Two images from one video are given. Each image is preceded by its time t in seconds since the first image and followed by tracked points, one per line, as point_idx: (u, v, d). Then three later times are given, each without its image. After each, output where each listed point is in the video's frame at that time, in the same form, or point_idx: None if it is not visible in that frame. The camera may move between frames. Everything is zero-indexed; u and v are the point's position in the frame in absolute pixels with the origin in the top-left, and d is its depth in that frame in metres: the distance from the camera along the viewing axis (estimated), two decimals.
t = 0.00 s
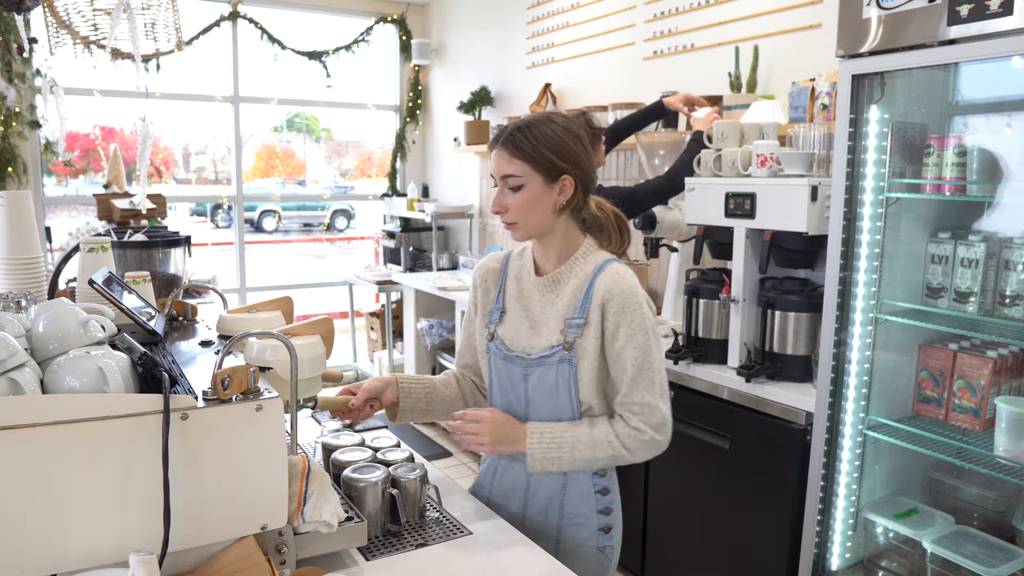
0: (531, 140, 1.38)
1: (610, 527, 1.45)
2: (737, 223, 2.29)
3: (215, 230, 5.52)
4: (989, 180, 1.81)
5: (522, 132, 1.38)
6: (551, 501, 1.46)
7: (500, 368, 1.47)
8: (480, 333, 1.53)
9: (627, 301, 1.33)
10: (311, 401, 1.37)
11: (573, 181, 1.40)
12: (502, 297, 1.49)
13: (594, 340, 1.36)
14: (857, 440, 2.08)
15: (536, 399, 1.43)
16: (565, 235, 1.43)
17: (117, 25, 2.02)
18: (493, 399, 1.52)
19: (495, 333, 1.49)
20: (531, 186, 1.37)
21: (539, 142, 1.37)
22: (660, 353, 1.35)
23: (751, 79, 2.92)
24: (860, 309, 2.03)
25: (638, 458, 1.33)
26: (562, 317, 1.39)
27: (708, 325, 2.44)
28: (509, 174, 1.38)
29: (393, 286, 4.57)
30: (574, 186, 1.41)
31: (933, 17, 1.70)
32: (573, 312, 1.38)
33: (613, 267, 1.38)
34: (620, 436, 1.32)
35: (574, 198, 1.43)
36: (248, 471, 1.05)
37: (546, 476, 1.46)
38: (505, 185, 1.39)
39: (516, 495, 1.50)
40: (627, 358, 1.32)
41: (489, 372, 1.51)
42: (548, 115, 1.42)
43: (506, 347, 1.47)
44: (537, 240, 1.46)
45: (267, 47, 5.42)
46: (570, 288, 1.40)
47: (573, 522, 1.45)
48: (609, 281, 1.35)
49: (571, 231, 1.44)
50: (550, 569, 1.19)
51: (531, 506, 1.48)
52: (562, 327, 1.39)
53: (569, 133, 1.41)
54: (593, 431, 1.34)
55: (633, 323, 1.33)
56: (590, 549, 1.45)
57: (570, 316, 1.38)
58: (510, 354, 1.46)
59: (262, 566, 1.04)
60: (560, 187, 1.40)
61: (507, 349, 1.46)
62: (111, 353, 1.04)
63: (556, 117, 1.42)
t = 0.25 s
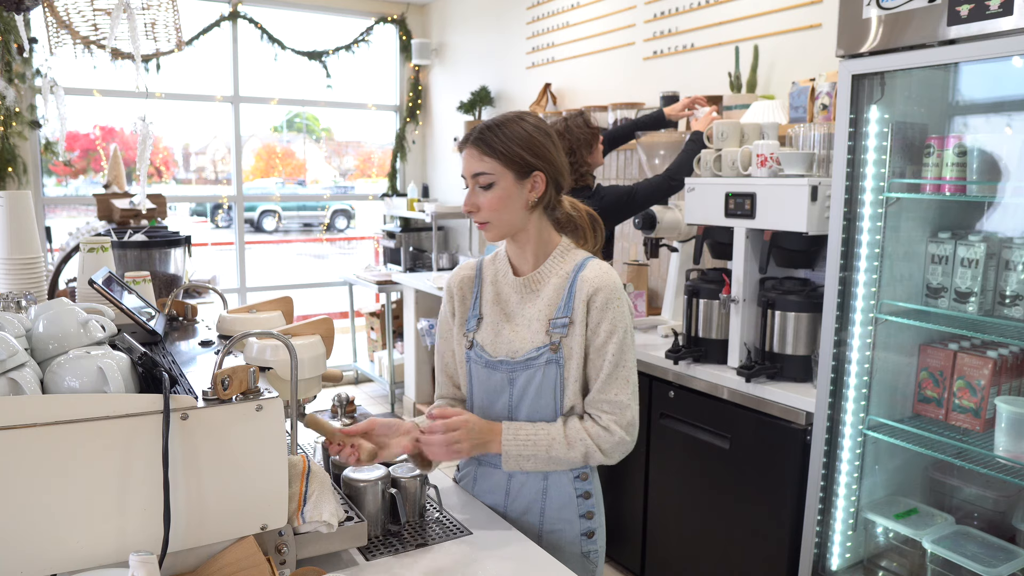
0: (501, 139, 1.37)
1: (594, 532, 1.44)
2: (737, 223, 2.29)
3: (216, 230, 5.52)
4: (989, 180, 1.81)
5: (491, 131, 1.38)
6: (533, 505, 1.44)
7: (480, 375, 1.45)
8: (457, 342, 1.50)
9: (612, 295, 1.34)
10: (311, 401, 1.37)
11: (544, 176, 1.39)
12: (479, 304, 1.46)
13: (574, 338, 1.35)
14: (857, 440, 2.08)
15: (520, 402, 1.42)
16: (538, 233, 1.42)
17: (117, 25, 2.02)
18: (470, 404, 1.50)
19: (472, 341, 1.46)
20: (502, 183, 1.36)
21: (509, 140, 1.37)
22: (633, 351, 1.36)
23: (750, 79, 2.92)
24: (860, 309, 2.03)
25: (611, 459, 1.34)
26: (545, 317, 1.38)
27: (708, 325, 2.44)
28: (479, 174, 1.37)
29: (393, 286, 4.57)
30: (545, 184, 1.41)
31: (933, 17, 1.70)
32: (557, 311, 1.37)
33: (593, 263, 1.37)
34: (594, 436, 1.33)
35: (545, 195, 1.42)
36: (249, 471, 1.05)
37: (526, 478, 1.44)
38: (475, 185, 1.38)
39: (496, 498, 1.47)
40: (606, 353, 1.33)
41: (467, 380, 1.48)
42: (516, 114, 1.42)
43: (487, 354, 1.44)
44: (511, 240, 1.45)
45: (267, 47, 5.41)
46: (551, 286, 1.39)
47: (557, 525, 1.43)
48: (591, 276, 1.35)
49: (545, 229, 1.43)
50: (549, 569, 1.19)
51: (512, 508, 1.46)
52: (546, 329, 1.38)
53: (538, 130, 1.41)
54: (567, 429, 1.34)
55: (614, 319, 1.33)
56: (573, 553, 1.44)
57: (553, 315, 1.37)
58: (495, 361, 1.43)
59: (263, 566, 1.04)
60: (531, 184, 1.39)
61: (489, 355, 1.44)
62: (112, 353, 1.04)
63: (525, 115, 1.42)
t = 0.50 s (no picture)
0: (475, 147, 1.35)
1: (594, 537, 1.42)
2: (737, 223, 2.29)
3: (216, 230, 5.52)
4: (989, 180, 1.81)
5: (466, 140, 1.36)
6: (533, 507, 1.43)
7: (483, 378, 1.45)
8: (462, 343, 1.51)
9: (611, 296, 1.33)
10: (312, 401, 1.37)
11: (524, 181, 1.37)
12: (480, 307, 1.47)
13: (575, 339, 1.35)
14: (857, 440, 2.08)
15: (523, 402, 1.41)
16: (526, 236, 1.41)
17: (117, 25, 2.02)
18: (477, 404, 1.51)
19: (474, 344, 1.46)
20: (481, 191, 1.35)
21: (485, 148, 1.34)
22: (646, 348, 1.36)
23: (751, 79, 2.93)
24: (859, 309, 2.03)
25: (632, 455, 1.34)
26: (545, 319, 1.38)
27: (708, 325, 2.44)
28: (458, 183, 1.36)
29: (393, 286, 4.57)
30: (527, 187, 1.38)
31: (933, 17, 1.70)
32: (556, 313, 1.36)
33: (590, 265, 1.37)
34: (615, 433, 1.32)
35: (528, 199, 1.39)
36: (248, 470, 1.05)
37: (527, 479, 1.43)
38: (456, 194, 1.36)
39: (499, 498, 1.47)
40: (616, 353, 1.33)
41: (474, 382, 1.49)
42: (493, 120, 1.39)
43: (488, 357, 1.45)
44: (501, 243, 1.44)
45: (267, 47, 5.41)
46: (549, 288, 1.38)
47: (557, 529, 1.42)
48: (589, 277, 1.35)
49: (533, 231, 1.42)
50: (549, 569, 1.19)
51: (514, 508, 1.45)
52: (545, 332, 1.37)
53: (514, 134, 1.38)
54: (581, 430, 1.34)
55: (618, 317, 1.33)
56: (572, 558, 1.42)
57: (552, 317, 1.37)
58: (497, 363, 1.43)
59: (263, 566, 1.04)
60: (511, 189, 1.36)
61: (490, 358, 1.44)
62: (111, 353, 1.04)
63: (501, 120, 1.38)
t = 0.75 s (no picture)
0: (445, 156, 1.33)
1: (566, 533, 1.42)
2: (737, 223, 2.29)
3: (216, 230, 5.52)
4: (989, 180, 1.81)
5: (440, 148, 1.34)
6: (513, 497, 1.45)
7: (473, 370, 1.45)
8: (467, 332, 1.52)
9: (561, 301, 1.26)
10: (311, 401, 1.38)
11: (489, 189, 1.31)
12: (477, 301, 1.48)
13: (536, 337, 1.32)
14: (857, 440, 2.08)
15: (491, 397, 1.41)
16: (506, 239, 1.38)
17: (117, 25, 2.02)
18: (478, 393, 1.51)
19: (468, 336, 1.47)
20: (451, 198, 1.34)
21: (450, 157, 1.32)
22: (610, 352, 1.26)
23: (751, 79, 2.93)
24: (860, 309, 2.03)
25: (599, 459, 1.27)
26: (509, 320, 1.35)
27: (708, 325, 2.44)
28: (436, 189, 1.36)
29: (393, 286, 4.57)
30: (495, 194, 1.32)
31: (933, 17, 1.70)
32: (519, 316, 1.33)
33: (551, 272, 1.29)
34: (577, 437, 1.27)
35: (500, 205, 1.34)
36: (248, 469, 1.05)
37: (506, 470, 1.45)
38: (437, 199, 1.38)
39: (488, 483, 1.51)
40: (570, 360, 1.25)
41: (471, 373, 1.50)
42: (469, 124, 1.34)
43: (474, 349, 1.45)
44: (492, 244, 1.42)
45: (267, 47, 5.41)
46: (519, 291, 1.34)
47: (531, 522, 1.43)
48: (545, 283, 1.28)
49: (513, 235, 1.37)
50: (549, 569, 1.19)
51: (496, 495, 1.49)
52: (509, 332, 1.36)
53: (482, 139, 1.32)
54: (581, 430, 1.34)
55: (571, 321, 1.25)
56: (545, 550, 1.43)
57: (516, 319, 1.34)
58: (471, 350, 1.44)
59: (263, 566, 1.04)
60: (477, 199, 1.32)
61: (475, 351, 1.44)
62: (111, 353, 1.04)
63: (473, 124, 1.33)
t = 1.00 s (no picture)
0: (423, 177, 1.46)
1: (550, 516, 1.49)
2: (737, 223, 2.29)
3: (216, 230, 5.52)
4: (989, 180, 1.81)
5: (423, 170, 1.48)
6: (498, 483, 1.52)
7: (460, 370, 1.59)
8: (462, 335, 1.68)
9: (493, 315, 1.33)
10: (311, 401, 1.38)
11: (453, 208, 1.43)
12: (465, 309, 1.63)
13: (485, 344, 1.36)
14: (857, 440, 2.08)
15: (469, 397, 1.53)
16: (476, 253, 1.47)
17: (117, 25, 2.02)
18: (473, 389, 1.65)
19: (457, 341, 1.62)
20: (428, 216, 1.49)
21: (425, 178, 1.45)
22: (538, 361, 1.31)
23: (751, 79, 2.93)
24: (860, 309, 2.03)
25: (520, 466, 1.35)
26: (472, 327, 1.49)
27: (708, 325, 2.44)
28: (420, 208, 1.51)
29: (393, 286, 4.57)
30: (462, 212, 1.43)
31: (933, 17, 1.70)
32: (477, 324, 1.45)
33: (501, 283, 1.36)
34: (500, 444, 1.35)
35: (467, 222, 1.44)
36: (248, 469, 1.05)
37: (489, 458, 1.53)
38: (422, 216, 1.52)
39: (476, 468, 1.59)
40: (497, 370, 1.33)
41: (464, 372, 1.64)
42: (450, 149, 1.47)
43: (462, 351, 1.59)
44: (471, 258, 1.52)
45: (267, 47, 5.41)
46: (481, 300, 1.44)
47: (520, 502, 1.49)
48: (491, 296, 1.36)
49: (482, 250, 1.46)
50: (549, 569, 1.19)
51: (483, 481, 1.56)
52: (473, 338, 1.48)
53: (453, 162, 1.43)
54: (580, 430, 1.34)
55: (522, 329, 1.30)
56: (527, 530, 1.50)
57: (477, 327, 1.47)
58: (457, 352, 1.56)
59: (263, 566, 1.04)
60: (445, 215, 1.44)
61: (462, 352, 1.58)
62: (112, 353, 1.04)
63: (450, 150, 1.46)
